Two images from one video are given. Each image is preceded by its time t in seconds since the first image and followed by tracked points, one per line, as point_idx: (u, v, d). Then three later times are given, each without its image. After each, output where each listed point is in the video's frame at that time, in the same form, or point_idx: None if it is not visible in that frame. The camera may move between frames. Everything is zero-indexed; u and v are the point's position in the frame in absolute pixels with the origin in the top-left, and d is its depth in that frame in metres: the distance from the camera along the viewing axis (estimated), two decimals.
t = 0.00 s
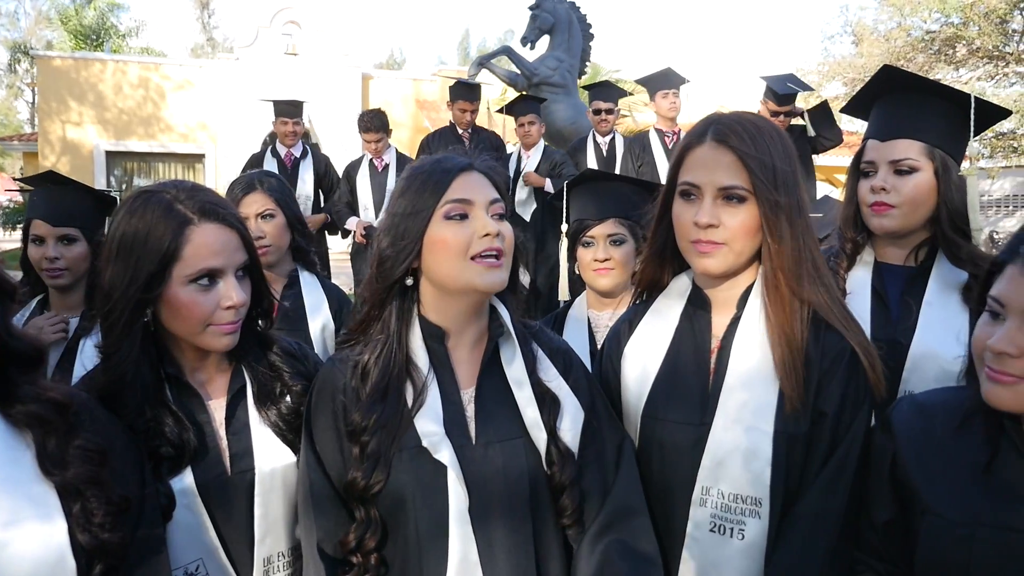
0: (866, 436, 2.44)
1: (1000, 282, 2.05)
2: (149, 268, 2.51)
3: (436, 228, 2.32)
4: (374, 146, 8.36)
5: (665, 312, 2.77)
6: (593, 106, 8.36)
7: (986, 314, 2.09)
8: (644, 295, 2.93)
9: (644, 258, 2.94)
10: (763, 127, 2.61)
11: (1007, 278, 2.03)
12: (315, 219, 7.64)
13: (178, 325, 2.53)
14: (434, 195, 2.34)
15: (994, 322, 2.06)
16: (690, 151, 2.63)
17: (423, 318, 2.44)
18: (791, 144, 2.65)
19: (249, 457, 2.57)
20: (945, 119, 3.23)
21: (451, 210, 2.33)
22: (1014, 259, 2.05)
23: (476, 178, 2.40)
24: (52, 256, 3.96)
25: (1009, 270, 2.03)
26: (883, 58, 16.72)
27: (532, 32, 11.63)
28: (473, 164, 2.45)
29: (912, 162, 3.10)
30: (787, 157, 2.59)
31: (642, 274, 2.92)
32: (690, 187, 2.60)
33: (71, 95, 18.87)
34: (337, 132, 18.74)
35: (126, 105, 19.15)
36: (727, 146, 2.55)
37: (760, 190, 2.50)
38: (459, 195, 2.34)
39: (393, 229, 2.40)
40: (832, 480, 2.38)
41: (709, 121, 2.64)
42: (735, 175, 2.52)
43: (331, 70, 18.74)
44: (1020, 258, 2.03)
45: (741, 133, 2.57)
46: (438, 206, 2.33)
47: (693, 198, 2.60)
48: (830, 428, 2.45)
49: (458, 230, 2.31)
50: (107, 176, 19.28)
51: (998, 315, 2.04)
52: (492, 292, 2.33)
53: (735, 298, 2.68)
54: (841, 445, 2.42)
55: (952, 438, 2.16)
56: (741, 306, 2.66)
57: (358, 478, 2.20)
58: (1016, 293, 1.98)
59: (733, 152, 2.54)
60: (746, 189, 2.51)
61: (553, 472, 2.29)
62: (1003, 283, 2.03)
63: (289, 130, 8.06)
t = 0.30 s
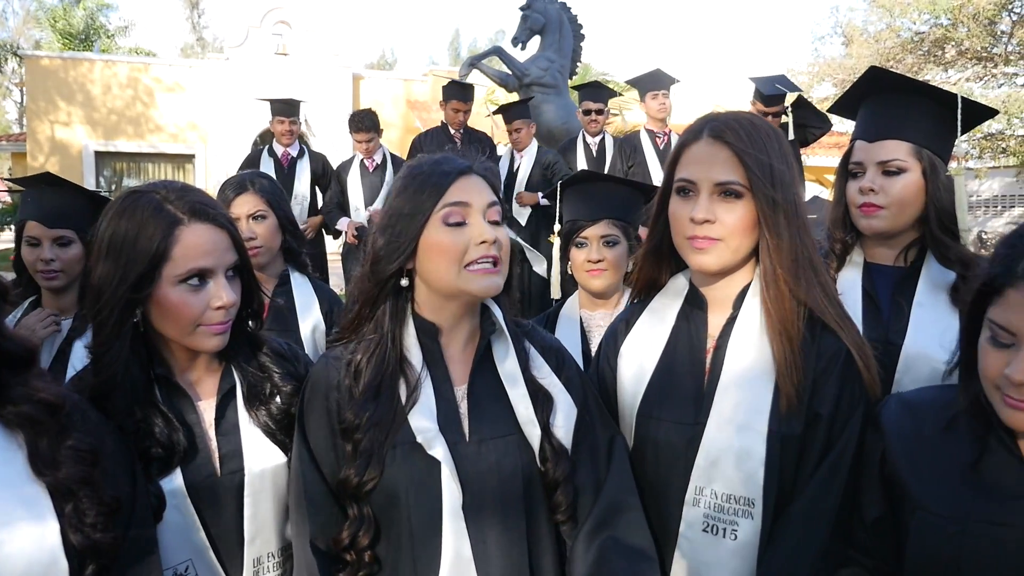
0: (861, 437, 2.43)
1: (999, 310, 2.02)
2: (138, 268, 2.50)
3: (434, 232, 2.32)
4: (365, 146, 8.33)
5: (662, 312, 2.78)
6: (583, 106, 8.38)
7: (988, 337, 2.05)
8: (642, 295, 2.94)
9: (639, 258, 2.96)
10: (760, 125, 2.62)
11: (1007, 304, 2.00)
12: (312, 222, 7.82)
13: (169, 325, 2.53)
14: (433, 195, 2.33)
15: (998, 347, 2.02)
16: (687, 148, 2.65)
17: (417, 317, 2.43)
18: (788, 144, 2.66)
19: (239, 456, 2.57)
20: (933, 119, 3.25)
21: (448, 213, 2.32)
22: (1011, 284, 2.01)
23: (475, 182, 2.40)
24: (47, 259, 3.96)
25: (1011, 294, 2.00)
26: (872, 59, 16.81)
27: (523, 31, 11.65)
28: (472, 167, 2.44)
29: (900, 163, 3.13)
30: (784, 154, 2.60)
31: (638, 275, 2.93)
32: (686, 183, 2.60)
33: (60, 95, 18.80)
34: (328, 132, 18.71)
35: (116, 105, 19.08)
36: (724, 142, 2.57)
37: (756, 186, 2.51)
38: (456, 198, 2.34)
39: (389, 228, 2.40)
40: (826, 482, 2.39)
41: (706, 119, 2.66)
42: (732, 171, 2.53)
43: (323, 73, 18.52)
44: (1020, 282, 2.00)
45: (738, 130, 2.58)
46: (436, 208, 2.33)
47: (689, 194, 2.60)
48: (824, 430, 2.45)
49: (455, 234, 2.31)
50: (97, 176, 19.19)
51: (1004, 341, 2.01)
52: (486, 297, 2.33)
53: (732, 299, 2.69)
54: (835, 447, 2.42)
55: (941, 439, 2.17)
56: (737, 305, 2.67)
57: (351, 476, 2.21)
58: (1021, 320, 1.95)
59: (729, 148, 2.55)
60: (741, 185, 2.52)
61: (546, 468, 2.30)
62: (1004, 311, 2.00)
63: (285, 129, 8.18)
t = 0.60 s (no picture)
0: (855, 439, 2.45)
1: (998, 321, 2.01)
2: (130, 269, 2.51)
3: (431, 236, 2.33)
4: (359, 146, 8.32)
5: (658, 312, 2.80)
6: (576, 107, 8.41)
7: (985, 345, 2.06)
8: (637, 295, 2.96)
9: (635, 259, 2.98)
10: (753, 126, 2.63)
11: (1004, 316, 2.00)
12: (304, 228, 7.80)
13: (161, 326, 2.53)
14: (430, 198, 2.34)
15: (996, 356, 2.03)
16: (682, 149, 2.67)
17: (415, 318, 2.45)
18: (784, 146, 2.68)
19: (232, 457, 2.57)
20: (923, 120, 3.27)
21: (446, 217, 2.34)
22: (1008, 295, 2.00)
23: (474, 185, 2.40)
24: (48, 259, 3.97)
25: (1008, 307, 1.99)
26: (864, 60, 16.88)
27: (516, 32, 11.67)
28: (471, 169, 2.45)
29: (891, 165, 3.16)
30: (778, 154, 2.61)
31: (634, 278, 2.96)
32: (681, 184, 2.62)
33: (53, 95, 18.76)
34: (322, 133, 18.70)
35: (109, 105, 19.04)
36: (717, 142, 2.58)
37: (749, 186, 2.52)
38: (455, 203, 2.35)
39: (386, 230, 2.41)
40: (820, 483, 2.41)
41: (700, 120, 2.68)
42: (725, 171, 2.55)
43: (315, 71, 18.50)
44: (1016, 294, 1.99)
45: (731, 131, 2.60)
46: (434, 211, 2.34)
47: (684, 195, 2.62)
48: (818, 431, 2.47)
49: (453, 238, 2.32)
50: (89, 177, 19.15)
51: (1002, 352, 2.01)
52: (485, 300, 2.35)
53: (728, 299, 2.70)
54: (830, 449, 2.43)
55: (931, 438, 2.19)
56: (732, 306, 2.69)
57: (349, 476, 2.21)
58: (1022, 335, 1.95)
59: (723, 148, 2.57)
60: (735, 186, 2.54)
61: (543, 471, 2.31)
62: (1002, 323, 2.00)
63: (286, 129, 8.33)
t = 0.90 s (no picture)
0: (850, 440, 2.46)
1: (1000, 323, 2.01)
2: (126, 269, 2.50)
3: (428, 233, 2.33)
4: (355, 145, 8.31)
5: (652, 311, 2.80)
6: (575, 107, 8.41)
7: (986, 346, 2.06)
8: (631, 294, 2.96)
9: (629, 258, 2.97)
10: (747, 125, 2.63)
11: (1007, 317, 2.00)
12: (304, 232, 7.83)
13: (158, 326, 2.53)
14: (426, 198, 2.34)
15: (998, 358, 2.02)
16: (676, 149, 2.67)
17: (414, 319, 2.45)
18: (780, 147, 2.68)
19: (229, 458, 2.57)
20: (921, 120, 3.28)
21: (443, 216, 2.33)
22: (1010, 297, 2.00)
23: (472, 184, 2.40)
24: (49, 259, 3.96)
25: (1010, 308, 1.99)
26: (860, 60, 16.92)
27: (512, 32, 11.68)
28: (468, 167, 2.44)
29: (888, 165, 3.16)
30: (773, 155, 2.62)
31: (626, 273, 2.95)
32: (675, 185, 2.62)
33: (48, 95, 18.74)
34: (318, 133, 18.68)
35: (104, 105, 19.01)
36: (711, 143, 2.59)
37: (744, 185, 2.52)
38: (452, 201, 2.34)
39: (382, 229, 2.41)
40: (816, 483, 2.41)
41: (694, 120, 2.68)
42: (718, 171, 2.55)
43: (314, 73, 18.23)
44: (1018, 296, 1.99)
45: (724, 132, 2.60)
46: (430, 211, 2.34)
47: (678, 196, 2.62)
48: (813, 430, 2.47)
49: (450, 236, 2.31)
50: (85, 177, 19.11)
51: (1005, 354, 2.01)
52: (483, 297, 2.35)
53: (722, 298, 2.70)
54: (825, 449, 2.44)
55: (931, 438, 2.20)
56: (726, 306, 2.68)
57: (349, 479, 2.20)
58: None
59: (717, 149, 2.57)
60: (729, 185, 2.54)
61: (544, 474, 2.32)
62: (1005, 324, 2.00)
63: (291, 129, 8.41)
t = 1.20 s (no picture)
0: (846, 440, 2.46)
1: (1009, 323, 2.01)
2: (127, 268, 2.50)
3: (426, 241, 2.32)
4: (355, 144, 8.28)
5: (649, 310, 2.80)
6: (580, 106, 8.41)
7: (993, 346, 2.05)
8: (630, 293, 2.96)
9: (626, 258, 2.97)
10: (744, 126, 2.63)
11: (1015, 317, 2.00)
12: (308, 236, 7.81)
13: (158, 325, 2.52)
14: (424, 203, 2.33)
15: (1007, 358, 2.02)
16: (672, 149, 2.67)
17: (411, 319, 2.44)
18: (779, 149, 2.67)
19: (228, 458, 2.56)
20: (924, 121, 3.28)
21: (442, 223, 2.32)
22: (1019, 296, 2.00)
23: (474, 190, 2.38)
24: (52, 261, 3.97)
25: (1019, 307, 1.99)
26: (859, 61, 16.94)
27: (512, 32, 11.69)
28: (472, 172, 2.42)
29: (892, 165, 3.16)
30: (770, 156, 2.61)
31: (625, 275, 2.97)
32: (670, 185, 2.62)
33: (47, 95, 18.73)
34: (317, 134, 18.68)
35: (103, 105, 19.01)
36: (707, 144, 2.58)
37: (740, 186, 2.52)
38: (452, 209, 2.33)
39: (381, 231, 2.40)
40: (811, 482, 2.42)
41: (691, 121, 2.68)
42: (715, 172, 2.55)
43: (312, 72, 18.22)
44: None
45: (721, 133, 2.59)
46: (430, 217, 2.33)
47: (674, 196, 2.62)
48: (809, 430, 2.48)
49: (448, 244, 2.31)
50: (84, 177, 19.10)
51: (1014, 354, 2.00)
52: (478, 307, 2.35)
53: (718, 298, 2.70)
54: (821, 449, 2.44)
55: (931, 437, 2.19)
56: (722, 306, 2.68)
57: (345, 473, 2.20)
58: None
59: (713, 150, 2.57)
60: (725, 187, 2.53)
61: (540, 472, 2.31)
62: (1014, 324, 2.00)
63: (296, 130, 8.39)
